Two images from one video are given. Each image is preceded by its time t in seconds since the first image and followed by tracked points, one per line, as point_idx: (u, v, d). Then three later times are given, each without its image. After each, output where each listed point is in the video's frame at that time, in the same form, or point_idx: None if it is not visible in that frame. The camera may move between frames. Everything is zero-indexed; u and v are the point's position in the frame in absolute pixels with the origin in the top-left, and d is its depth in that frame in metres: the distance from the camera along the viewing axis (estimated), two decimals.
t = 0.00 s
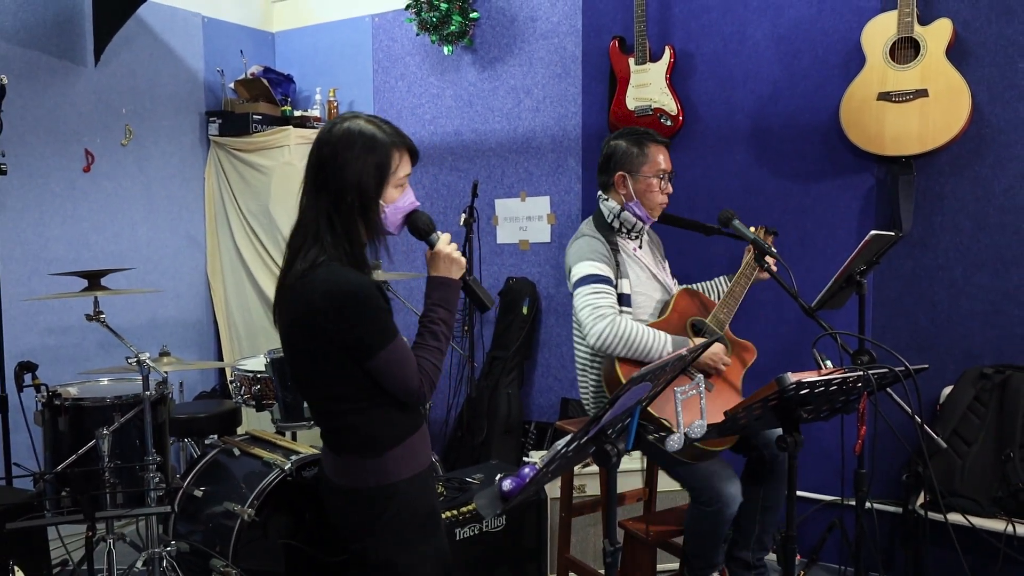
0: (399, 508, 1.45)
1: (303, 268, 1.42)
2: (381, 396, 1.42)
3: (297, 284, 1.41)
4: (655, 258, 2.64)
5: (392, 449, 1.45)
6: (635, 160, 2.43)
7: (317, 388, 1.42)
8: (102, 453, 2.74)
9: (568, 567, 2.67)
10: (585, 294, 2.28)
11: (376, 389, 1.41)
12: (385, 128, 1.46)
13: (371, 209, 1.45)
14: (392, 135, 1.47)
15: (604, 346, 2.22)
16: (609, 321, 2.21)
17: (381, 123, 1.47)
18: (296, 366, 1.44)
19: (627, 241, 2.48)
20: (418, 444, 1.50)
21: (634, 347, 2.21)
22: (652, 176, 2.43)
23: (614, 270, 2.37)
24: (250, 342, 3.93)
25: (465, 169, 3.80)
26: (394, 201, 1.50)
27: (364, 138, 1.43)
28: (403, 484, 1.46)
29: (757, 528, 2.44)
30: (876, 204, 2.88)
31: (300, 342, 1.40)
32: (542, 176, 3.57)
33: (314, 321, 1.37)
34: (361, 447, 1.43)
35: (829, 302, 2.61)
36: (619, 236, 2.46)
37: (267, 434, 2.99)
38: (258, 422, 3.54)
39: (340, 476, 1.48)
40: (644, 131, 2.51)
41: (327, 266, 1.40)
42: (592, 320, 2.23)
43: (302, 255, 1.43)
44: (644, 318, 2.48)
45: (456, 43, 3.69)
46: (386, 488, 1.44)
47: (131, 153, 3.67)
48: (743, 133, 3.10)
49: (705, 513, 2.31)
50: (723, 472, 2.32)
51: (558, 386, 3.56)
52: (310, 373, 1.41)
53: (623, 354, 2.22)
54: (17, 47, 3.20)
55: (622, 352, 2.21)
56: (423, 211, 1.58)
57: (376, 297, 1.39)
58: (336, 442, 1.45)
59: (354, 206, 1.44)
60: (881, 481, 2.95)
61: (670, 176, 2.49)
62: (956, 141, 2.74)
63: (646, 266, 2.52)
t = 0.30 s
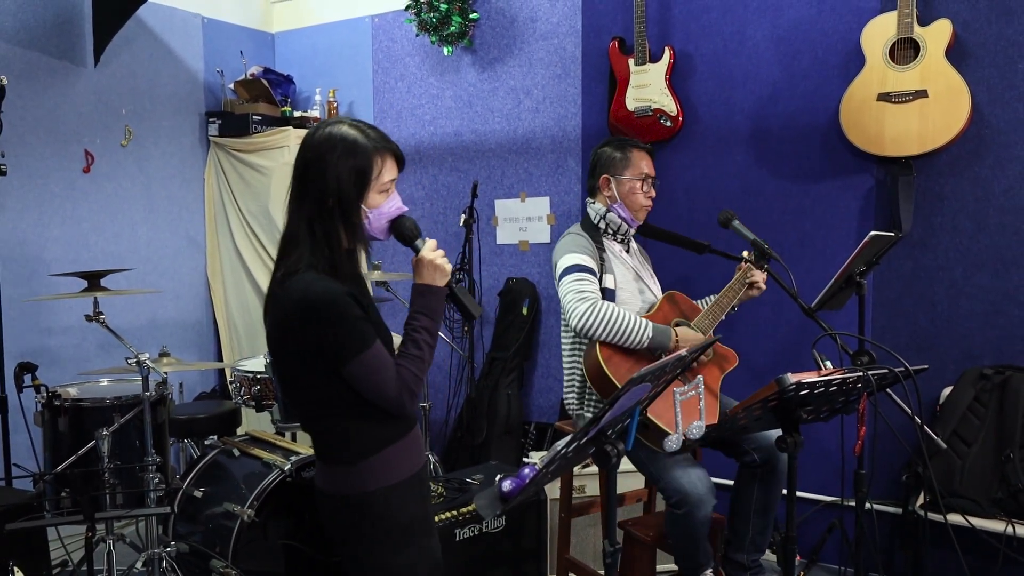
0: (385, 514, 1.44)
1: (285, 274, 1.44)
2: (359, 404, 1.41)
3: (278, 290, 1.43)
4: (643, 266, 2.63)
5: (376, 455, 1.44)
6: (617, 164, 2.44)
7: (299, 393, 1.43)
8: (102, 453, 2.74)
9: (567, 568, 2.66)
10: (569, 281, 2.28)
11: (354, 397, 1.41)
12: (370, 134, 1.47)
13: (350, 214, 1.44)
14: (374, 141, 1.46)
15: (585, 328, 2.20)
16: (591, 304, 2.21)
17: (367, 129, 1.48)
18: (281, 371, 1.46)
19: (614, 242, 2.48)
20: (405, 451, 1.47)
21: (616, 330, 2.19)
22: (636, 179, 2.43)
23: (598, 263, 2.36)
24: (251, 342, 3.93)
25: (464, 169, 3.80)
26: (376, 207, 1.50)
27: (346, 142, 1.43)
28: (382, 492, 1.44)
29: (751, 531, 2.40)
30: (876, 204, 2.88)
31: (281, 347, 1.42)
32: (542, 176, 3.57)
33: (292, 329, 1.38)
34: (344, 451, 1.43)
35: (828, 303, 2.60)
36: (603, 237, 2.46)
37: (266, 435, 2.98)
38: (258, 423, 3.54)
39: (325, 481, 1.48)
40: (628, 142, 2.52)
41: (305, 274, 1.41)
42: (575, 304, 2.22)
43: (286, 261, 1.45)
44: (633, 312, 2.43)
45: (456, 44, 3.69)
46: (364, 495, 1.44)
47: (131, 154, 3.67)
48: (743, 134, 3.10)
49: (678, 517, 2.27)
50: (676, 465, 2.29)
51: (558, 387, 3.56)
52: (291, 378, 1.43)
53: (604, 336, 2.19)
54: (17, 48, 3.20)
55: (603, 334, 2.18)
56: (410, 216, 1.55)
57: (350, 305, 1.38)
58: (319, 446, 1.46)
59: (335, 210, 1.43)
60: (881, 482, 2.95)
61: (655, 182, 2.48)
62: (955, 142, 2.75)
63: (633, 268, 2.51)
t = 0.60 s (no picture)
0: (352, 519, 1.41)
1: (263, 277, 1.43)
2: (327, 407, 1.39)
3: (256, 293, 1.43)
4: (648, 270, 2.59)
5: (345, 460, 1.41)
6: (627, 165, 2.44)
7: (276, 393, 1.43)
8: (102, 454, 2.74)
9: (568, 569, 2.67)
10: (583, 264, 2.26)
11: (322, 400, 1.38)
12: (345, 138, 1.39)
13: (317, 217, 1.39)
14: (344, 142, 1.38)
15: (600, 309, 2.18)
16: (606, 286, 2.19)
17: (344, 132, 1.40)
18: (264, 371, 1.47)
19: (621, 241, 2.44)
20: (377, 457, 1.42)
21: (631, 312, 2.18)
22: (644, 179, 2.43)
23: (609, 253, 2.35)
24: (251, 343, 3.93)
25: (465, 170, 3.80)
26: (349, 209, 1.40)
27: (313, 144, 1.36)
28: (352, 495, 1.41)
29: (755, 531, 2.41)
30: (876, 205, 2.88)
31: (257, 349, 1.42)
32: (542, 177, 3.57)
33: (261, 332, 1.37)
34: (316, 452, 1.41)
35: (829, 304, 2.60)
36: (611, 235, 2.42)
37: (267, 436, 2.98)
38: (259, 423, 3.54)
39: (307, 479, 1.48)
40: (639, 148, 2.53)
41: (273, 276, 1.40)
42: (589, 285, 2.20)
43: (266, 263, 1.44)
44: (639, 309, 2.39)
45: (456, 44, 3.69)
46: (334, 498, 1.42)
47: (132, 154, 3.67)
48: (743, 134, 3.10)
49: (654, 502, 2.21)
50: (652, 447, 2.25)
51: (558, 387, 3.56)
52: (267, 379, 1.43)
53: (619, 318, 2.17)
54: (17, 48, 3.20)
55: (618, 316, 2.17)
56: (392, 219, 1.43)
57: (309, 310, 1.34)
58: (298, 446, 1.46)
59: (301, 212, 1.39)
60: (881, 482, 2.95)
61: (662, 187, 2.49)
62: (956, 143, 2.75)
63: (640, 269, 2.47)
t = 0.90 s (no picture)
0: (298, 535, 1.27)
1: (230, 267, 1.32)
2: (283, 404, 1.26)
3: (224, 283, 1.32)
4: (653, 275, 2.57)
5: (295, 468, 1.27)
6: (640, 170, 2.44)
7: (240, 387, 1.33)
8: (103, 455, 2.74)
9: (568, 569, 2.67)
10: (588, 258, 2.27)
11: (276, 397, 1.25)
12: (302, 135, 1.27)
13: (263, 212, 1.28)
14: (299, 139, 1.27)
15: (602, 303, 2.18)
16: (610, 281, 2.19)
17: (304, 128, 1.29)
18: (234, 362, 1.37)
19: (628, 242, 2.44)
20: (330, 468, 1.27)
21: (632, 310, 2.18)
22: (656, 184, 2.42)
23: (614, 250, 2.36)
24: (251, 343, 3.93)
25: (465, 171, 3.80)
26: (304, 206, 1.28)
27: (266, 140, 1.26)
28: (299, 499, 1.27)
29: (752, 531, 2.41)
30: (876, 205, 2.88)
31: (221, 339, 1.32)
32: (543, 177, 3.57)
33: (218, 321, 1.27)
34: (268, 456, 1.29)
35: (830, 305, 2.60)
36: (619, 235, 2.42)
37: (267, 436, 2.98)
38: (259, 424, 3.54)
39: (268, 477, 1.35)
40: (654, 154, 2.53)
41: (233, 273, 1.27)
42: (593, 279, 2.20)
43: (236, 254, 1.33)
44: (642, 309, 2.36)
45: (457, 45, 3.69)
46: (283, 500, 1.28)
47: (132, 155, 3.67)
48: (744, 135, 3.10)
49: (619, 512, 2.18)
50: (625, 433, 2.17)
51: (558, 388, 3.56)
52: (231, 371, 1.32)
53: (619, 314, 2.18)
54: (18, 49, 3.20)
55: (619, 312, 2.17)
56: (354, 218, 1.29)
57: (253, 304, 1.21)
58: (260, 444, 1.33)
59: (257, 209, 1.28)
60: (882, 483, 2.95)
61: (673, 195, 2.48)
62: (956, 143, 2.75)
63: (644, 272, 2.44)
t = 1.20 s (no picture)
0: (257, 531, 1.25)
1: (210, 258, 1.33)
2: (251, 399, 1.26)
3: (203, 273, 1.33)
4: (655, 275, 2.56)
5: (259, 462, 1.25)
6: (644, 171, 2.44)
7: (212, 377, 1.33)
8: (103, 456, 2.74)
9: (567, 570, 2.67)
10: (585, 259, 2.26)
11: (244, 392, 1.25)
12: (286, 126, 1.28)
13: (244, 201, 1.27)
14: (285, 132, 1.28)
15: (597, 304, 2.18)
16: (605, 282, 2.19)
17: (289, 122, 1.29)
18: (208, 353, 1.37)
19: (631, 244, 2.43)
20: (291, 467, 1.26)
21: (627, 310, 2.17)
22: (659, 186, 2.43)
23: (613, 250, 2.35)
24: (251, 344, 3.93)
25: (466, 172, 3.80)
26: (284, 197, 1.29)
27: (251, 130, 1.27)
28: (258, 496, 1.26)
29: (743, 534, 2.38)
30: (877, 206, 2.88)
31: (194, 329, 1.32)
32: (544, 178, 3.57)
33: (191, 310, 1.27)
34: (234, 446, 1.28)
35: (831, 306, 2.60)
36: (620, 237, 2.41)
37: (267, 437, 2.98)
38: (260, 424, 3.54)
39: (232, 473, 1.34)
40: (660, 155, 2.53)
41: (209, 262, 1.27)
42: (589, 280, 2.20)
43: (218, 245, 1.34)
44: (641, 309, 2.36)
45: (457, 46, 3.70)
46: (243, 495, 1.27)
47: (133, 156, 3.67)
48: (744, 135, 3.10)
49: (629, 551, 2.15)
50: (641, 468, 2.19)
51: (559, 388, 3.56)
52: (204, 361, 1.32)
53: (614, 315, 2.17)
54: (19, 50, 3.20)
55: (614, 313, 2.17)
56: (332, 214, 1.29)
57: (226, 295, 1.21)
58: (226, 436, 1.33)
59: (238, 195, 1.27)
60: (882, 484, 2.95)
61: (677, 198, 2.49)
62: (957, 144, 2.75)
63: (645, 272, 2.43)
